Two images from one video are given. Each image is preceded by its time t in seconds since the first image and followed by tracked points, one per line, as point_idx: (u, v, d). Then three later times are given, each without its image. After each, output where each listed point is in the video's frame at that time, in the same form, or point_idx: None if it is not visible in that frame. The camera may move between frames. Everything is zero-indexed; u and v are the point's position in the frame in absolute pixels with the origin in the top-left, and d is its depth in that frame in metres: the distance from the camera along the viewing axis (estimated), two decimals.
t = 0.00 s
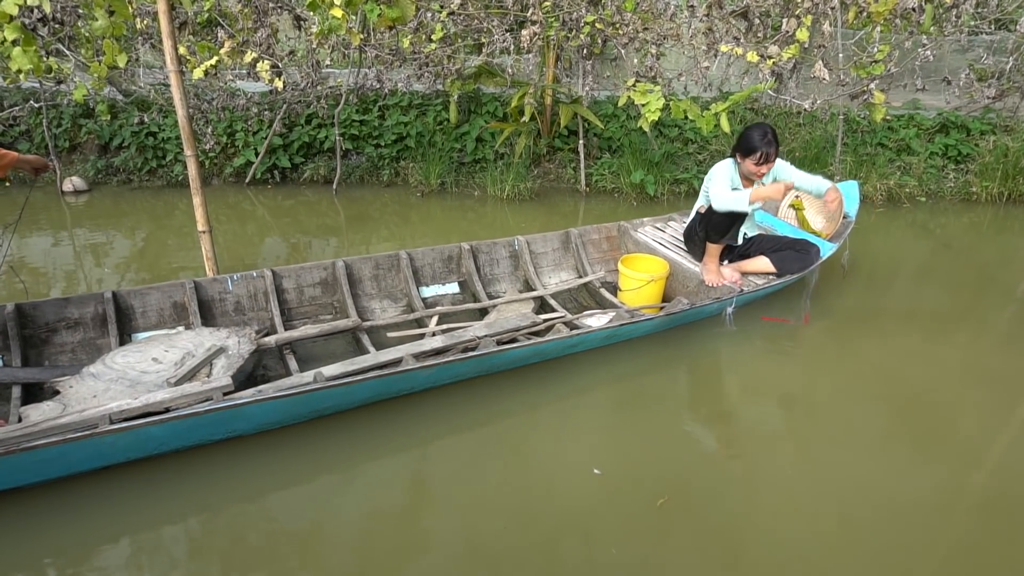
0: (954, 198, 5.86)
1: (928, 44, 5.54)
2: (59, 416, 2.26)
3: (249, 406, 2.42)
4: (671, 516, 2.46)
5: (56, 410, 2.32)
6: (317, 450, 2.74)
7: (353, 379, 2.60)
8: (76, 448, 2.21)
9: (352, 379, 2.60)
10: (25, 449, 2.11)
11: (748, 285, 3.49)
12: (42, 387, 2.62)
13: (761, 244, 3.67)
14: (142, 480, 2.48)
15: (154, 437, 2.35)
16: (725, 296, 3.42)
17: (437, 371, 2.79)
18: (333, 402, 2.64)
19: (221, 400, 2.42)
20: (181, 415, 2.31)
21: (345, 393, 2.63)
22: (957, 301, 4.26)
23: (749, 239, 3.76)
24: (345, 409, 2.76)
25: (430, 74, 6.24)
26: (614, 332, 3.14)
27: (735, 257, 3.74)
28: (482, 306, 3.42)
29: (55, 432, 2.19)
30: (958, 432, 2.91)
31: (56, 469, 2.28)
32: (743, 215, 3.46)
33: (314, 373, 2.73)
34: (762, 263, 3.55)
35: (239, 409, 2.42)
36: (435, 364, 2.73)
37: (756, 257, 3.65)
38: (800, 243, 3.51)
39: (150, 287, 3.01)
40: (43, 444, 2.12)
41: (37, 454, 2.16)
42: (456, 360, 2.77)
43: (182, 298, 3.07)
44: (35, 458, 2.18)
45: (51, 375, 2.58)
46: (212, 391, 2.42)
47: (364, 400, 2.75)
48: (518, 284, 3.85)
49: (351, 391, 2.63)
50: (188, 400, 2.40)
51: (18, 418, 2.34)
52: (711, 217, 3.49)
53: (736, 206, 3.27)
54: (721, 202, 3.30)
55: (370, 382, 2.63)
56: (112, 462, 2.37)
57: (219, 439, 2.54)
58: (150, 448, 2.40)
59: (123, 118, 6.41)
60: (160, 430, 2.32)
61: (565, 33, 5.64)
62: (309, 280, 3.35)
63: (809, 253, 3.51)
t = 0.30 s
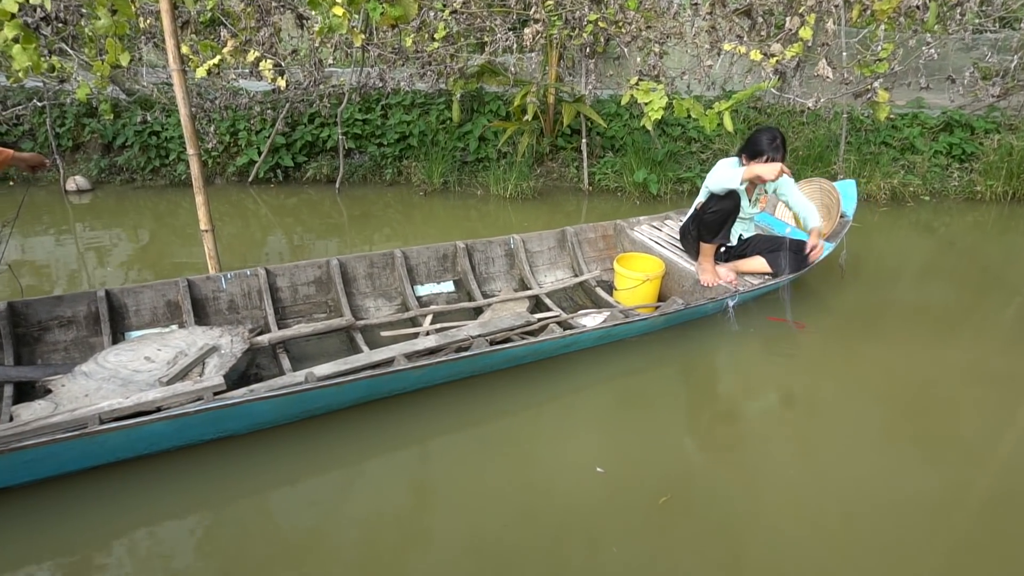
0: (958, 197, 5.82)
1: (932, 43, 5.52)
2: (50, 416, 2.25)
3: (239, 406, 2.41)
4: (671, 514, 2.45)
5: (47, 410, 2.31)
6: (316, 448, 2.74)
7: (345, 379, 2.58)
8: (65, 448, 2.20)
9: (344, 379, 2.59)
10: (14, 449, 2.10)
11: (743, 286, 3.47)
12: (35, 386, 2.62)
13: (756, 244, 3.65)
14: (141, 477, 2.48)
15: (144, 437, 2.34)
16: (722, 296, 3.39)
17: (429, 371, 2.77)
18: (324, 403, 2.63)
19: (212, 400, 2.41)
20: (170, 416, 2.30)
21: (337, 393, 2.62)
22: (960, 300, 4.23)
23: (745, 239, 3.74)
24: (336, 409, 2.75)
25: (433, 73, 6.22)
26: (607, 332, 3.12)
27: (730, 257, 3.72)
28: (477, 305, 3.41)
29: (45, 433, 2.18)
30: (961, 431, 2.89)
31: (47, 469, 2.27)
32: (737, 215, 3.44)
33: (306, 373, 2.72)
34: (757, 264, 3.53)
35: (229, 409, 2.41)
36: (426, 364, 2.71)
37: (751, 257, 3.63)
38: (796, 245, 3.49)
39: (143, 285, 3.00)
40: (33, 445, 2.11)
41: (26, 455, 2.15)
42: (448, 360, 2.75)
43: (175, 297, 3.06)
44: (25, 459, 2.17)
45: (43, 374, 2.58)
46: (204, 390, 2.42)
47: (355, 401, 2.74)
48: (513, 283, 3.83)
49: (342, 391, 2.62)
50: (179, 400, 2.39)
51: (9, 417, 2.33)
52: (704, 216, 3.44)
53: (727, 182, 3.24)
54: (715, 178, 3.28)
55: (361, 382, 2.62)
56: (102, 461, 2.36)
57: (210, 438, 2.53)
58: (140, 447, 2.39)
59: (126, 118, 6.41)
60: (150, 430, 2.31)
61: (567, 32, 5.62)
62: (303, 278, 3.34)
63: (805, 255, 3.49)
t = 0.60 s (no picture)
0: (962, 196, 5.80)
1: (936, 42, 5.51)
2: (40, 414, 2.25)
3: (228, 406, 2.41)
4: (673, 512, 2.45)
5: (37, 407, 2.31)
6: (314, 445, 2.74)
7: (334, 379, 2.58)
8: (53, 448, 2.20)
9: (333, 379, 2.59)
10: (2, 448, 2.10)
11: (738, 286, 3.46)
12: (25, 383, 2.62)
13: (752, 244, 3.63)
14: (141, 474, 2.49)
15: (133, 437, 2.34)
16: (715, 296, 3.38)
17: (420, 371, 2.76)
18: (314, 403, 2.63)
19: (201, 400, 2.41)
20: (159, 415, 2.30)
21: (327, 393, 2.61)
22: (963, 300, 4.21)
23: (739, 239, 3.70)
24: (326, 408, 2.74)
25: (435, 71, 6.21)
26: (600, 332, 3.10)
27: (725, 256, 3.70)
28: (470, 303, 3.40)
29: (33, 431, 2.18)
30: (963, 431, 2.88)
31: (36, 468, 2.27)
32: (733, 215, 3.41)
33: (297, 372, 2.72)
34: (754, 264, 3.51)
35: (218, 409, 2.41)
36: (416, 364, 2.70)
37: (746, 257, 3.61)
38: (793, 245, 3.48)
39: (136, 283, 3.00)
40: (21, 444, 2.11)
41: (15, 454, 2.15)
42: (437, 360, 2.74)
43: (168, 294, 3.06)
44: (13, 458, 2.17)
45: (33, 371, 2.58)
46: (193, 390, 2.42)
47: (345, 401, 2.73)
48: (507, 281, 3.83)
49: (331, 391, 2.61)
50: (170, 398, 2.39)
51: None
52: (698, 216, 3.41)
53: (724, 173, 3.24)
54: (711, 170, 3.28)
55: (350, 382, 2.61)
56: (90, 460, 2.36)
57: (199, 438, 2.53)
58: (129, 447, 2.38)
59: (129, 116, 6.42)
60: (139, 430, 2.31)
61: (570, 30, 5.61)
62: (296, 276, 3.34)
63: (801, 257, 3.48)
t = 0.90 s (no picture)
0: (965, 195, 5.78)
1: (940, 40, 5.49)
2: (29, 411, 2.26)
3: (216, 406, 2.40)
4: (674, 509, 2.45)
5: (28, 404, 2.32)
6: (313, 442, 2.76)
7: (323, 379, 2.57)
8: (41, 447, 2.20)
9: (322, 378, 2.58)
10: None
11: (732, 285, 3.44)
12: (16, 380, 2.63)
13: (747, 243, 3.62)
14: (141, 470, 2.50)
15: (121, 436, 2.34)
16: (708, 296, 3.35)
17: (410, 370, 2.75)
18: (303, 402, 2.63)
19: (189, 399, 2.41)
20: (147, 415, 2.30)
21: (316, 392, 2.61)
22: (965, 299, 4.20)
23: (734, 238, 3.67)
24: (316, 407, 2.74)
25: (438, 69, 6.17)
26: (592, 331, 3.08)
27: (719, 254, 3.69)
28: (463, 301, 3.40)
29: (23, 429, 2.19)
30: (965, 431, 2.87)
31: (25, 465, 2.27)
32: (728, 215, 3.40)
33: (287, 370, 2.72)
34: (748, 263, 3.50)
35: (206, 409, 2.40)
36: (406, 364, 2.69)
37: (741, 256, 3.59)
38: (788, 245, 3.46)
39: (127, 279, 3.02)
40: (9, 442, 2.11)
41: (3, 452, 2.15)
42: (426, 360, 2.73)
43: (159, 291, 3.08)
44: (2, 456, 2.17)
45: (24, 368, 2.58)
46: (183, 388, 2.43)
47: (334, 400, 2.73)
48: (501, 279, 3.83)
49: (320, 390, 2.61)
50: (160, 396, 2.40)
51: None
52: (693, 216, 3.39)
53: (721, 171, 3.21)
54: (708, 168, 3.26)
55: (340, 382, 2.61)
56: (80, 459, 2.37)
57: (189, 436, 2.53)
58: (117, 446, 2.38)
59: (132, 113, 6.42)
60: (126, 429, 2.31)
61: (573, 28, 5.60)
62: (289, 273, 3.33)
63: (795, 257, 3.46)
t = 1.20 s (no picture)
0: (970, 193, 5.76)
1: (945, 37, 5.46)
2: (18, 409, 2.26)
3: (204, 402, 2.41)
4: (677, 506, 2.45)
5: (16, 401, 2.32)
6: (314, 439, 2.77)
7: (311, 375, 2.58)
8: (28, 444, 2.21)
9: (311, 375, 2.59)
10: None
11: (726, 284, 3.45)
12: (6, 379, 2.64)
13: (740, 242, 3.62)
14: (145, 466, 2.52)
15: (109, 433, 2.35)
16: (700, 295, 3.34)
17: (399, 367, 2.76)
18: (291, 399, 2.64)
19: (177, 396, 2.42)
20: (135, 412, 2.31)
21: (305, 389, 2.61)
22: (968, 297, 4.18)
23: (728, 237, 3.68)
24: (306, 404, 2.74)
25: (441, 67, 6.17)
26: (583, 329, 3.08)
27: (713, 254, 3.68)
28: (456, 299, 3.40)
29: (10, 426, 2.20)
30: (968, 428, 2.86)
31: (14, 462, 2.28)
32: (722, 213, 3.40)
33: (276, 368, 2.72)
34: (742, 261, 3.50)
35: (194, 406, 2.42)
36: (395, 361, 2.71)
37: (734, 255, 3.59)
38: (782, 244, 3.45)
39: (119, 278, 3.02)
40: None
41: None
42: (415, 356, 2.74)
43: (151, 289, 3.08)
44: None
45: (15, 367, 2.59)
46: (172, 386, 2.44)
47: (323, 397, 2.73)
48: (494, 277, 3.83)
49: (309, 387, 2.61)
50: (148, 394, 2.41)
51: None
52: (688, 214, 3.42)
53: (719, 168, 3.21)
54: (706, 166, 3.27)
55: (329, 378, 2.61)
56: (68, 456, 2.37)
57: (179, 433, 2.54)
58: (104, 443, 2.39)
59: (136, 111, 6.42)
60: (114, 426, 2.32)
61: (576, 26, 5.58)
62: (282, 271, 3.34)
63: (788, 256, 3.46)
